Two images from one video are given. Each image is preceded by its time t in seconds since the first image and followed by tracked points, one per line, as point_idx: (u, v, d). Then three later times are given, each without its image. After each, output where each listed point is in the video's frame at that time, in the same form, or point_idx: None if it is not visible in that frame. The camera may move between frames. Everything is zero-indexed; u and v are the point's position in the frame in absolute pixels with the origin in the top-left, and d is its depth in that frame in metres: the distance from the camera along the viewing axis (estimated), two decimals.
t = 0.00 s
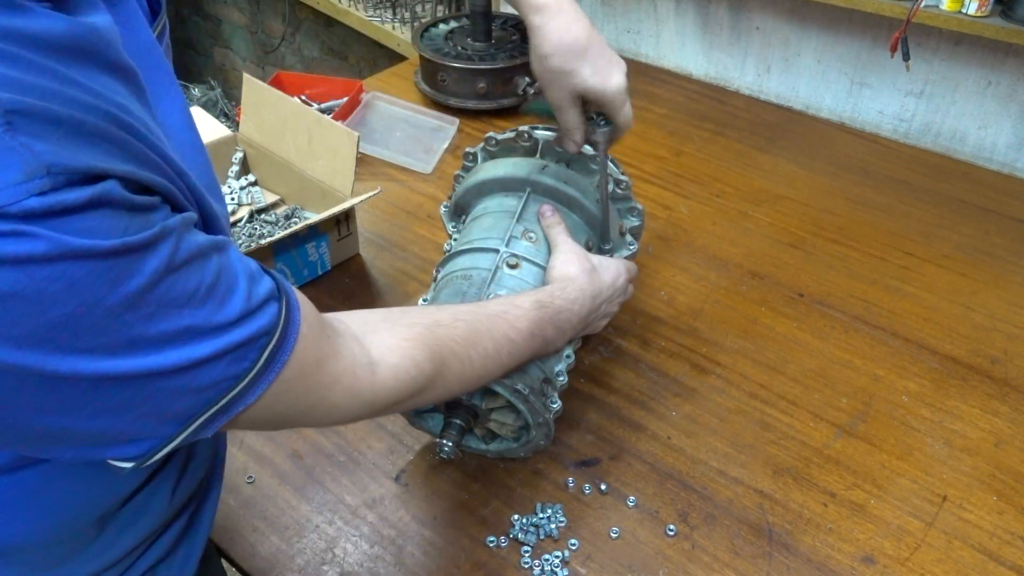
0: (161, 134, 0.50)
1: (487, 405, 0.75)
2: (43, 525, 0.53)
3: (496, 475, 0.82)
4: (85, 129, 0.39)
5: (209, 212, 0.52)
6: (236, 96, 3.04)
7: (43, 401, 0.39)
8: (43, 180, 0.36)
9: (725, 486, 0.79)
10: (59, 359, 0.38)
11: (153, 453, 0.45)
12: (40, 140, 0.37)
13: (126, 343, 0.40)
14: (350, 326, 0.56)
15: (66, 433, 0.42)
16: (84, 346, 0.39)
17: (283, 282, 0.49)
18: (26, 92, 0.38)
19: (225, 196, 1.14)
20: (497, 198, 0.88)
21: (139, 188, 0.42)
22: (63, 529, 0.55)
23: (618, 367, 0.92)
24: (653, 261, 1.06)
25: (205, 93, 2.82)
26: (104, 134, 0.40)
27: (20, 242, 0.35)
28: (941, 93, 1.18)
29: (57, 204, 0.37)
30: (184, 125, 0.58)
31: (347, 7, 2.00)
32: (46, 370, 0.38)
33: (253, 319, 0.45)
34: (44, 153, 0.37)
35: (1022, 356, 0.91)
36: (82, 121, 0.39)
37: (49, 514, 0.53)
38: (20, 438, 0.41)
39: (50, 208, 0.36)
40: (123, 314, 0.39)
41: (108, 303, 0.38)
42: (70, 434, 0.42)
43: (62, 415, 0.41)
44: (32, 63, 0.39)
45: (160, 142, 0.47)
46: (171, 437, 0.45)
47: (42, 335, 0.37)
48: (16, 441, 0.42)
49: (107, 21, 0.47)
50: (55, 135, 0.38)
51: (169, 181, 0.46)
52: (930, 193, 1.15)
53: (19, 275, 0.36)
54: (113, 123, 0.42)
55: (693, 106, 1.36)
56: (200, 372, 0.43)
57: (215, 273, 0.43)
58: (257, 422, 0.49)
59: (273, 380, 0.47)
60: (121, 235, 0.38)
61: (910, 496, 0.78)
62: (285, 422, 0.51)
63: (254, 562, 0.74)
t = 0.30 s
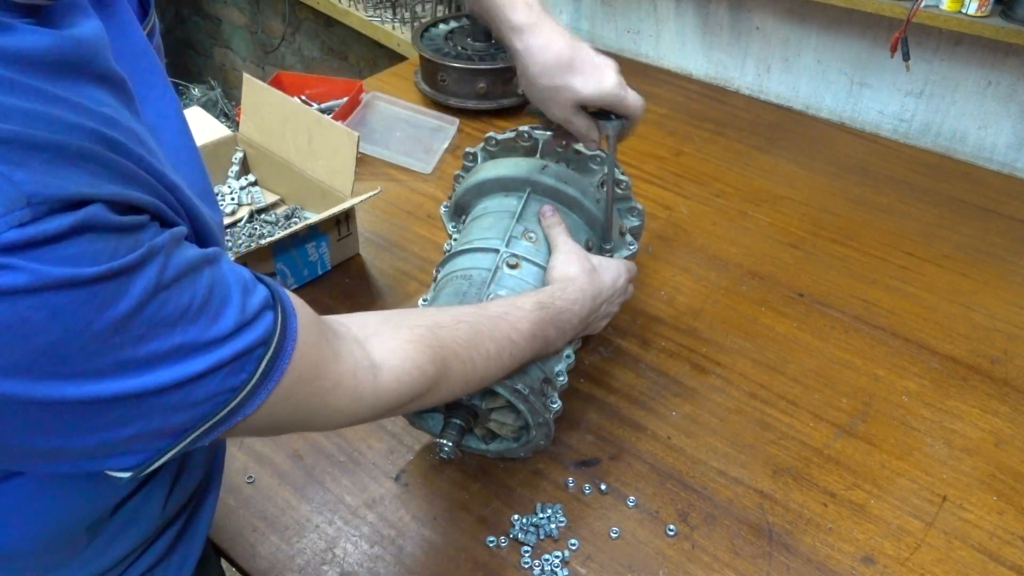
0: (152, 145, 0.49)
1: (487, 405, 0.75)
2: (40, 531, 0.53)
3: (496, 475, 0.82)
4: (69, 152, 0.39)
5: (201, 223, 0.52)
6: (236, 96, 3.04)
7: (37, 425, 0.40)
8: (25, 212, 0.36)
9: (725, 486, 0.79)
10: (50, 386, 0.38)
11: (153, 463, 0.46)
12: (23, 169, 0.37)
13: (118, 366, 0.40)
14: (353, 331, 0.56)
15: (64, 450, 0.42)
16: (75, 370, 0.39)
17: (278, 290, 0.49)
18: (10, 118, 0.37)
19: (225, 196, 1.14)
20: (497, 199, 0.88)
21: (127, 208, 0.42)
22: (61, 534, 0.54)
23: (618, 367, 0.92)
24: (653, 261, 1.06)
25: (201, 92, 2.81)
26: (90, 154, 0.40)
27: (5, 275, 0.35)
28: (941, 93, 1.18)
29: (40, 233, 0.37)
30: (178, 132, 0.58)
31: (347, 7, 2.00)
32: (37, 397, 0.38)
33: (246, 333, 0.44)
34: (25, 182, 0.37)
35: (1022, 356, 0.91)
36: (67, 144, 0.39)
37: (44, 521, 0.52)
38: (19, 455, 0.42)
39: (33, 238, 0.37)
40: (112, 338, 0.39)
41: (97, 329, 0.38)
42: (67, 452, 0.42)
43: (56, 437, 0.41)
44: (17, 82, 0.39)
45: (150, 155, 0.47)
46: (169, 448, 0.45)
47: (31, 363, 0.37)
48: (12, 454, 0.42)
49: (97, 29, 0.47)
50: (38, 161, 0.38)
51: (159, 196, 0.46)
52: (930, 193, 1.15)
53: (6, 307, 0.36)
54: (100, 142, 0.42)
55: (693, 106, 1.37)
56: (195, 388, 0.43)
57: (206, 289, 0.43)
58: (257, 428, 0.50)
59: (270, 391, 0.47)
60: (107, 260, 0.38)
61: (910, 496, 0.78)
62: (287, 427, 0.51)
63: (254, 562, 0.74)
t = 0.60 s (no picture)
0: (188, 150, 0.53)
1: (487, 405, 0.75)
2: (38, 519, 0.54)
3: (495, 475, 0.82)
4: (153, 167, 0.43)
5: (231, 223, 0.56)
6: (236, 96, 3.04)
7: (108, 418, 0.43)
8: (144, 231, 0.41)
9: (725, 486, 0.79)
10: (136, 383, 0.42)
11: (183, 440, 0.50)
12: (129, 190, 0.41)
13: (190, 360, 0.45)
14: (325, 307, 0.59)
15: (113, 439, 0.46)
16: (159, 368, 0.43)
17: (293, 284, 0.52)
18: (110, 141, 0.42)
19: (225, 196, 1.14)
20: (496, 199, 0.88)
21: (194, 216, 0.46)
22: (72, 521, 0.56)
23: (618, 367, 0.92)
24: (654, 260, 1.06)
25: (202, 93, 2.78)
26: (168, 169, 0.45)
27: (126, 289, 0.40)
28: (941, 93, 1.18)
29: (158, 249, 0.41)
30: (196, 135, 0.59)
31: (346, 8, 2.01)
32: (122, 394, 0.42)
33: (273, 323, 0.49)
34: (143, 205, 0.41)
35: (1022, 356, 0.91)
36: (152, 161, 0.44)
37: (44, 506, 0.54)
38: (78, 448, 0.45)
39: (153, 253, 0.41)
40: (194, 338, 0.44)
41: (185, 330, 0.43)
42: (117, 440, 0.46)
43: (117, 428, 0.44)
44: (99, 106, 0.43)
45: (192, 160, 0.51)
46: (194, 429, 0.49)
47: (127, 364, 0.41)
48: (68, 447, 0.44)
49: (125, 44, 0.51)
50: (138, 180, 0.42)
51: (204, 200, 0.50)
52: (930, 193, 1.15)
53: (122, 315, 0.40)
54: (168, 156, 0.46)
55: (693, 106, 1.37)
56: (233, 376, 0.48)
57: (251, 284, 0.48)
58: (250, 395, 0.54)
59: (274, 370, 0.51)
60: (193, 269, 0.43)
61: (910, 496, 0.78)
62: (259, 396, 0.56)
63: (254, 562, 0.74)
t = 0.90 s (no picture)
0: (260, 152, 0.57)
1: (486, 405, 0.75)
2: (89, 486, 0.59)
3: (496, 475, 0.82)
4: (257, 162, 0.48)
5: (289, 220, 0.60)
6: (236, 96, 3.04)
7: (186, 380, 0.46)
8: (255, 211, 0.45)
9: (725, 486, 0.79)
10: (223, 349, 0.46)
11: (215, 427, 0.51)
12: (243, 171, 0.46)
13: (267, 340, 0.48)
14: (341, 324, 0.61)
15: (179, 407, 0.48)
16: (242, 343, 0.46)
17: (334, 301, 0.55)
18: (221, 125, 0.46)
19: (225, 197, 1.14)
20: (495, 199, 0.88)
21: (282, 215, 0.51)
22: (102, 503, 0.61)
23: (618, 368, 0.92)
24: (654, 260, 1.06)
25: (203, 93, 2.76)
26: (261, 161, 0.49)
27: (232, 254, 0.43)
28: (941, 93, 1.18)
29: (260, 226, 0.45)
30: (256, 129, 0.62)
31: (347, 7, 2.02)
32: (209, 357, 0.45)
33: (323, 326, 0.52)
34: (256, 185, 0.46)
35: (1022, 356, 0.91)
36: (250, 149, 0.48)
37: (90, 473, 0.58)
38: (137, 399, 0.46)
39: (256, 229, 0.45)
40: (273, 320, 0.47)
41: (268, 310, 0.46)
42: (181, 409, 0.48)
43: (188, 394, 0.47)
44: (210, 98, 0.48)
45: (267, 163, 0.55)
46: (233, 422, 0.52)
47: (217, 329, 0.45)
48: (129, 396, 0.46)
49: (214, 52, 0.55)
50: (243, 164, 0.46)
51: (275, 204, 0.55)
52: (931, 193, 1.15)
53: (225, 281, 0.44)
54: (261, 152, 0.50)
55: (693, 106, 1.37)
56: (285, 370, 0.51)
57: (311, 283, 0.52)
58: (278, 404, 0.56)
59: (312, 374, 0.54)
60: (279, 252, 0.47)
61: (910, 496, 0.78)
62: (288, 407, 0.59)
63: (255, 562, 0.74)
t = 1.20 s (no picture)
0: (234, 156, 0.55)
1: (483, 404, 0.75)
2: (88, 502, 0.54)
3: (496, 475, 0.82)
4: (219, 176, 0.46)
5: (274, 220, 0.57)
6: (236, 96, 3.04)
7: (160, 415, 0.45)
8: (215, 236, 0.43)
9: (725, 486, 0.79)
10: (190, 384, 0.44)
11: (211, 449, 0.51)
12: (198, 196, 0.43)
13: (243, 363, 0.47)
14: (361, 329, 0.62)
15: (156, 439, 0.47)
16: (213, 370, 0.45)
17: (330, 299, 0.55)
18: (177, 150, 0.44)
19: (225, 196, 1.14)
20: (495, 198, 0.88)
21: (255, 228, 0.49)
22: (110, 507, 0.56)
23: (618, 367, 0.93)
24: (654, 260, 1.06)
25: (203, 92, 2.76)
26: (227, 177, 0.47)
27: (189, 289, 0.42)
28: (940, 93, 1.18)
29: (221, 254, 0.43)
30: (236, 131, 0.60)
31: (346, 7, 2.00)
32: (175, 391, 0.44)
33: (315, 331, 0.52)
34: (215, 209, 0.44)
35: (1022, 356, 0.91)
36: (212, 168, 0.46)
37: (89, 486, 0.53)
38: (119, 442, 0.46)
39: (216, 258, 0.43)
40: (245, 343, 0.46)
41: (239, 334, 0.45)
42: (163, 442, 0.48)
43: (162, 428, 0.46)
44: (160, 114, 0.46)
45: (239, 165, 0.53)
46: (233, 441, 0.51)
47: (183, 364, 0.43)
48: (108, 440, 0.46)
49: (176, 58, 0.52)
50: (205, 186, 0.44)
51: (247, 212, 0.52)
52: (931, 193, 1.15)
53: (184, 317, 0.42)
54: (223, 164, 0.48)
55: (692, 106, 1.36)
56: (277, 383, 0.50)
57: (291, 297, 0.50)
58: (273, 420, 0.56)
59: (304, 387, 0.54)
60: (247, 275, 0.45)
61: (910, 496, 0.78)
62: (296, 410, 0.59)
63: (255, 562, 0.74)
